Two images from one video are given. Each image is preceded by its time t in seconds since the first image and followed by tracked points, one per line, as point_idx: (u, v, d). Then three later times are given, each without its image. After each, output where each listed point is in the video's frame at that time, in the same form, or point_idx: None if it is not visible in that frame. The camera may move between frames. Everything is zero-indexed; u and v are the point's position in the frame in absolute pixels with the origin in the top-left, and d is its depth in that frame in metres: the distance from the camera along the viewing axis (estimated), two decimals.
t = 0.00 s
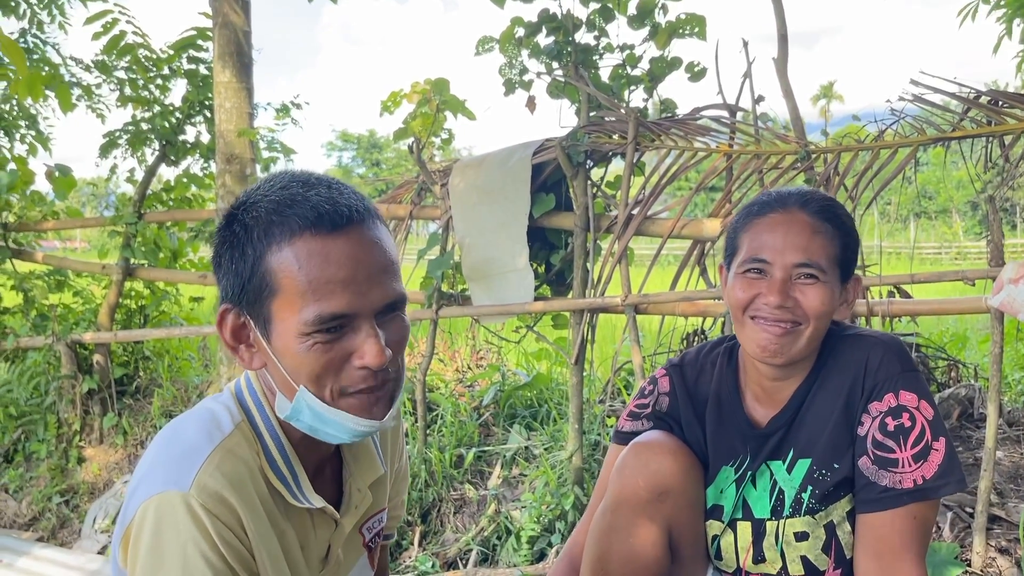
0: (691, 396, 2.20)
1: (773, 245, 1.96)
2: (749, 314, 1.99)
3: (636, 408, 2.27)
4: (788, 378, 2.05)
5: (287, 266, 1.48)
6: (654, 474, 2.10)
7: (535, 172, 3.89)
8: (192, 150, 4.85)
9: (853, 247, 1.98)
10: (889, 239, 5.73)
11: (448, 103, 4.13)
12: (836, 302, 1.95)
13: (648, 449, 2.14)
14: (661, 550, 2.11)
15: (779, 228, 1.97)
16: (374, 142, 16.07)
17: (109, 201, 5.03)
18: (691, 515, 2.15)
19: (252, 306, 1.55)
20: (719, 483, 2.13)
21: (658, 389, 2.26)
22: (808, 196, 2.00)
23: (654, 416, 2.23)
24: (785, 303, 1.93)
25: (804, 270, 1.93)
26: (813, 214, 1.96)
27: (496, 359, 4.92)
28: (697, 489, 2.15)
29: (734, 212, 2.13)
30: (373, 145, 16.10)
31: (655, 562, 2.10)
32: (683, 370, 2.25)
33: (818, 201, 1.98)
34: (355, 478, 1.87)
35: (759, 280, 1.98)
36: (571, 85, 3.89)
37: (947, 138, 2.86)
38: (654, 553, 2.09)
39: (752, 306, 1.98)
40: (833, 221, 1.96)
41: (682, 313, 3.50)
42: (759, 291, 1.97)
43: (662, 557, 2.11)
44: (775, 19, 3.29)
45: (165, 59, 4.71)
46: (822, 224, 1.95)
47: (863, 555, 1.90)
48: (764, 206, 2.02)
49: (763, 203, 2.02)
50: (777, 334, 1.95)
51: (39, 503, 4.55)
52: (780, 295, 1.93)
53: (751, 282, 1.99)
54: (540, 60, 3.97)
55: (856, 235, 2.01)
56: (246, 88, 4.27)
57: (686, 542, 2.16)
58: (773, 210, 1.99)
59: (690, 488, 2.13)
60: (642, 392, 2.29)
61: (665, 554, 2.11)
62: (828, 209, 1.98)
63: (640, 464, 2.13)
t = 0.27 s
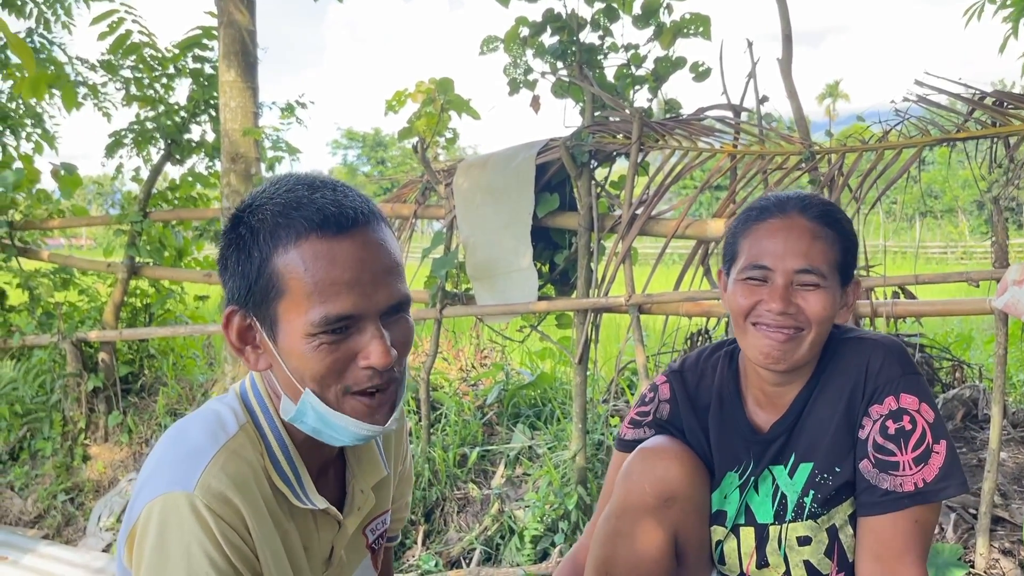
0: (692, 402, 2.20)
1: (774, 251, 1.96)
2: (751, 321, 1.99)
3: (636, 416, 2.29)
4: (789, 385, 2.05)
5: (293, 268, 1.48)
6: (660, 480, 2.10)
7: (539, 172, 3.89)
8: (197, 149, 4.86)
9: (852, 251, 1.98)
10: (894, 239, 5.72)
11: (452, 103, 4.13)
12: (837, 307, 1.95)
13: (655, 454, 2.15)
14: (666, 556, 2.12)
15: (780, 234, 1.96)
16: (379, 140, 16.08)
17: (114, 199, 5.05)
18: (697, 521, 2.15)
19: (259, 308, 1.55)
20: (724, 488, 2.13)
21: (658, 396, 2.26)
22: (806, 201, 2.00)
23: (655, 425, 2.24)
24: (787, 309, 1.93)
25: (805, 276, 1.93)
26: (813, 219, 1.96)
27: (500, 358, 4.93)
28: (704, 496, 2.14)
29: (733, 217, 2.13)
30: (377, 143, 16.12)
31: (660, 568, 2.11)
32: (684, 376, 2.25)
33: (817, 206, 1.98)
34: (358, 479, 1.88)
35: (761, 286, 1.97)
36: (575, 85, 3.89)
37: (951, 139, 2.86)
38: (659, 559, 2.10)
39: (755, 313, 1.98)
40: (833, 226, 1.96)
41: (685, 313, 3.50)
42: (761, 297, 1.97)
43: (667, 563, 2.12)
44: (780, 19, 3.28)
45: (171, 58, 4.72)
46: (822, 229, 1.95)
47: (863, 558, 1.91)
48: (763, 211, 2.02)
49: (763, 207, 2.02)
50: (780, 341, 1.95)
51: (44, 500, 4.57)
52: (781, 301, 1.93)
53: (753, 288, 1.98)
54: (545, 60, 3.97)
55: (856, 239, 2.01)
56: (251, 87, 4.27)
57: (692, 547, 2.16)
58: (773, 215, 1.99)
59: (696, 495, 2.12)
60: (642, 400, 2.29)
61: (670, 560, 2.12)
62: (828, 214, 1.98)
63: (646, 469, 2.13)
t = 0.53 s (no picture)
0: (695, 404, 2.20)
1: (786, 254, 1.94)
2: (767, 324, 1.97)
3: (640, 417, 2.31)
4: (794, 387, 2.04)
5: (309, 265, 1.49)
6: (664, 479, 2.10)
7: (544, 170, 3.89)
8: (203, 146, 4.87)
9: (861, 252, 1.98)
10: (900, 237, 5.70)
11: (458, 100, 4.13)
12: (848, 308, 1.95)
13: (659, 454, 2.14)
14: (670, 556, 2.12)
15: (792, 236, 1.95)
16: (383, 139, 16.12)
17: (121, 197, 5.07)
18: (701, 521, 2.15)
19: (273, 305, 1.55)
20: (730, 489, 2.13)
21: (661, 398, 2.27)
22: (816, 202, 1.99)
23: (658, 425, 2.25)
24: (803, 313, 1.92)
25: (818, 278, 1.92)
26: (824, 221, 1.96)
27: (505, 356, 4.93)
28: (707, 494, 2.15)
29: (740, 217, 2.11)
30: (382, 142, 16.16)
31: (664, 567, 2.11)
32: (688, 376, 2.25)
33: (827, 207, 1.98)
34: (367, 476, 1.88)
35: (775, 290, 1.96)
36: (581, 83, 3.88)
37: (957, 137, 2.85)
38: (663, 559, 2.11)
39: (769, 317, 1.96)
40: (844, 228, 1.96)
41: (691, 311, 3.49)
42: (774, 300, 1.95)
43: (671, 562, 2.12)
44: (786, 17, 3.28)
45: (177, 56, 4.73)
46: (833, 231, 1.94)
47: (870, 556, 1.91)
48: (774, 212, 2.00)
49: (772, 208, 2.01)
50: (796, 345, 1.95)
51: (51, 497, 4.60)
52: (797, 305, 1.92)
53: (767, 292, 1.97)
54: (550, 58, 3.97)
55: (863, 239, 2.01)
56: (257, 85, 4.28)
57: (695, 546, 2.17)
58: (784, 216, 1.98)
59: (700, 494, 2.13)
60: (646, 400, 2.31)
61: (674, 559, 2.12)
62: (838, 216, 1.97)
63: (650, 469, 2.13)
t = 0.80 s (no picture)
0: (714, 396, 2.21)
1: (804, 247, 1.94)
2: (785, 321, 1.97)
3: (659, 411, 2.32)
4: (809, 381, 2.04)
5: (423, 275, 1.50)
6: (684, 474, 2.11)
7: (558, 165, 3.90)
8: (218, 142, 4.89)
9: (874, 246, 1.99)
10: (914, 232, 5.68)
11: (472, 96, 4.14)
12: (864, 302, 1.95)
13: (679, 447, 2.15)
14: (689, 547, 2.14)
15: (808, 230, 1.95)
16: (393, 134, 16.15)
17: (136, 192, 5.14)
18: (721, 514, 2.16)
19: (373, 311, 1.56)
20: (750, 481, 2.14)
21: (680, 391, 2.29)
22: (832, 196, 1.99)
23: (676, 418, 2.27)
24: (821, 308, 1.92)
25: (836, 273, 1.92)
26: (840, 214, 1.96)
27: (518, 351, 4.95)
28: (728, 488, 2.15)
29: (755, 212, 2.11)
30: (392, 137, 16.20)
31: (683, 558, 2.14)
32: (706, 370, 2.26)
33: (843, 201, 1.98)
34: (422, 479, 1.88)
35: (792, 284, 1.96)
36: (595, 78, 3.88)
37: (975, 131, 2.83)
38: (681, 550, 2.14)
39: (787, 314, 1.96)
40: (859, 221, 1.96)
41: (706, 306, 3.49)
42: (792, 296, 1.95)
43: (689, 553, 2.15)
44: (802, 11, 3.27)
45: (192, 52, 4.76)
46: (849, 225, 1.94)
47: (889, 550, 1.91)
48: (788, 206, 2.00)
49: (787, 203, 2.01)
50: (813, 341, 1.94)
51: (70, 489, 4.68)
52: (814, 299, 1.92)
53: (784, 287, 1.97)
54: (564, 53, 3.97)
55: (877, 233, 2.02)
56: (272, 81, 4.30)
57: (715, 537, 2.18)
58: (800, 211, 1.98)
59: (721, 489, 2.13)
60: (665, 394, 2.33)
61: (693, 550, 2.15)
62: (853, 210, 1.97)
63: (669, 462, 2.14)
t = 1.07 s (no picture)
0: (702, 395, 2.22)
1: (792, 251, 1.95)
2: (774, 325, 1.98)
3: (647, 408, 2.33)
4: (794, 381, 2.05)
5: (410, 279, 1.51)
6: (671, 469, 2.14)
7: (552, 164, 3.91)
8: (212, 141, 4.89)
9: (861, 248, 2.00)
10: (907, 230, 5.70)
11: (465, 95, 4.15)
12: (852, 305, 1.97)
13: (667, 444, 2.18)
14: (676, 544, 2.15)
15: (797, 233, 1.96)
16: (389, 132, 16.15)
17: (130, 191, 5.12)
18: (708, 511, 2.18)
19: (361, 315, 1.57)
20: (737, 479, 2.15)
21: (668, 389, 2.30)
22: (820, 199, 2.00)
23: (664, 416, 2.27)
24: (809, 311, 1.93)
25: (825, 276, 1.93)
26: (828, 217, 1.97)
27: (513, 349, 4.95)
28: (715, 485, 2.17)
29: (743, 214, 2.11)
30: (388, 135, 16.21)
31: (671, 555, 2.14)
32: (694, 369, 2.28)
33: (830, 204, 1.99)
34: (414, 480, 1.89)
35: (781, 288, 1.97)
36: (588, 77, 3.89)
37: (965, 130, 2.85)
38: (669, 547, 2.14)
39: (777, 317, 1.97)
40: (847, 224, 1.97)
41: (698, 305, 3.50)
42: (781, 299, 1.96)
43: (677, 550, 2.15)
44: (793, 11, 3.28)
45: (186, 51, 4.76)
46: (836, 228, 1.96)
47: (873, 548, 1.92)
48: (776, 209, 2.01)
49: (774, 206, 2.02)
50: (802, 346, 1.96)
51: (64, 489, 4.68)
52: (803, 302, 1.93)
53: (773, 290, 1.98)
54: (558, 52, 3.97)
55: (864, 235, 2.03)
56: (266, 80, 4.30)
57: (702, 535, 2.20)
58: (788, 214, 1.99)
59: (708, 485, 2.15)
60: (653, 391, 2.34)
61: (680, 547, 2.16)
62: (840, 213, 1.98)
63: (657, 459, 2.17)
